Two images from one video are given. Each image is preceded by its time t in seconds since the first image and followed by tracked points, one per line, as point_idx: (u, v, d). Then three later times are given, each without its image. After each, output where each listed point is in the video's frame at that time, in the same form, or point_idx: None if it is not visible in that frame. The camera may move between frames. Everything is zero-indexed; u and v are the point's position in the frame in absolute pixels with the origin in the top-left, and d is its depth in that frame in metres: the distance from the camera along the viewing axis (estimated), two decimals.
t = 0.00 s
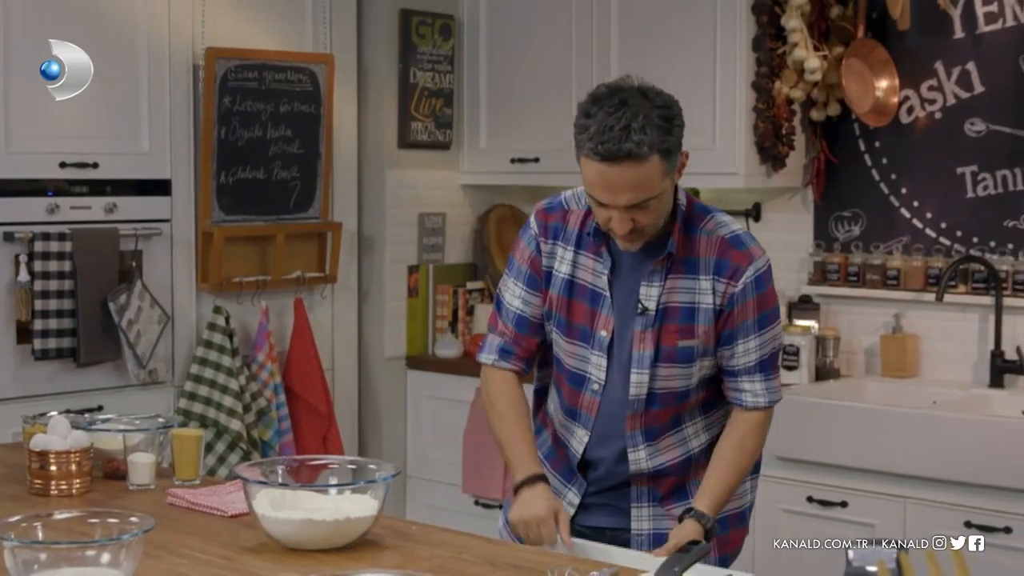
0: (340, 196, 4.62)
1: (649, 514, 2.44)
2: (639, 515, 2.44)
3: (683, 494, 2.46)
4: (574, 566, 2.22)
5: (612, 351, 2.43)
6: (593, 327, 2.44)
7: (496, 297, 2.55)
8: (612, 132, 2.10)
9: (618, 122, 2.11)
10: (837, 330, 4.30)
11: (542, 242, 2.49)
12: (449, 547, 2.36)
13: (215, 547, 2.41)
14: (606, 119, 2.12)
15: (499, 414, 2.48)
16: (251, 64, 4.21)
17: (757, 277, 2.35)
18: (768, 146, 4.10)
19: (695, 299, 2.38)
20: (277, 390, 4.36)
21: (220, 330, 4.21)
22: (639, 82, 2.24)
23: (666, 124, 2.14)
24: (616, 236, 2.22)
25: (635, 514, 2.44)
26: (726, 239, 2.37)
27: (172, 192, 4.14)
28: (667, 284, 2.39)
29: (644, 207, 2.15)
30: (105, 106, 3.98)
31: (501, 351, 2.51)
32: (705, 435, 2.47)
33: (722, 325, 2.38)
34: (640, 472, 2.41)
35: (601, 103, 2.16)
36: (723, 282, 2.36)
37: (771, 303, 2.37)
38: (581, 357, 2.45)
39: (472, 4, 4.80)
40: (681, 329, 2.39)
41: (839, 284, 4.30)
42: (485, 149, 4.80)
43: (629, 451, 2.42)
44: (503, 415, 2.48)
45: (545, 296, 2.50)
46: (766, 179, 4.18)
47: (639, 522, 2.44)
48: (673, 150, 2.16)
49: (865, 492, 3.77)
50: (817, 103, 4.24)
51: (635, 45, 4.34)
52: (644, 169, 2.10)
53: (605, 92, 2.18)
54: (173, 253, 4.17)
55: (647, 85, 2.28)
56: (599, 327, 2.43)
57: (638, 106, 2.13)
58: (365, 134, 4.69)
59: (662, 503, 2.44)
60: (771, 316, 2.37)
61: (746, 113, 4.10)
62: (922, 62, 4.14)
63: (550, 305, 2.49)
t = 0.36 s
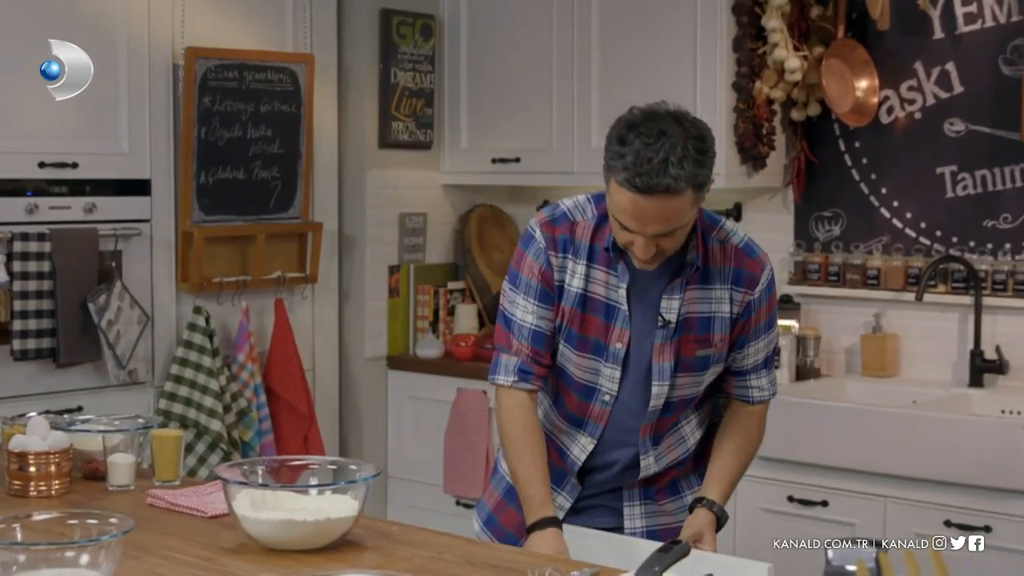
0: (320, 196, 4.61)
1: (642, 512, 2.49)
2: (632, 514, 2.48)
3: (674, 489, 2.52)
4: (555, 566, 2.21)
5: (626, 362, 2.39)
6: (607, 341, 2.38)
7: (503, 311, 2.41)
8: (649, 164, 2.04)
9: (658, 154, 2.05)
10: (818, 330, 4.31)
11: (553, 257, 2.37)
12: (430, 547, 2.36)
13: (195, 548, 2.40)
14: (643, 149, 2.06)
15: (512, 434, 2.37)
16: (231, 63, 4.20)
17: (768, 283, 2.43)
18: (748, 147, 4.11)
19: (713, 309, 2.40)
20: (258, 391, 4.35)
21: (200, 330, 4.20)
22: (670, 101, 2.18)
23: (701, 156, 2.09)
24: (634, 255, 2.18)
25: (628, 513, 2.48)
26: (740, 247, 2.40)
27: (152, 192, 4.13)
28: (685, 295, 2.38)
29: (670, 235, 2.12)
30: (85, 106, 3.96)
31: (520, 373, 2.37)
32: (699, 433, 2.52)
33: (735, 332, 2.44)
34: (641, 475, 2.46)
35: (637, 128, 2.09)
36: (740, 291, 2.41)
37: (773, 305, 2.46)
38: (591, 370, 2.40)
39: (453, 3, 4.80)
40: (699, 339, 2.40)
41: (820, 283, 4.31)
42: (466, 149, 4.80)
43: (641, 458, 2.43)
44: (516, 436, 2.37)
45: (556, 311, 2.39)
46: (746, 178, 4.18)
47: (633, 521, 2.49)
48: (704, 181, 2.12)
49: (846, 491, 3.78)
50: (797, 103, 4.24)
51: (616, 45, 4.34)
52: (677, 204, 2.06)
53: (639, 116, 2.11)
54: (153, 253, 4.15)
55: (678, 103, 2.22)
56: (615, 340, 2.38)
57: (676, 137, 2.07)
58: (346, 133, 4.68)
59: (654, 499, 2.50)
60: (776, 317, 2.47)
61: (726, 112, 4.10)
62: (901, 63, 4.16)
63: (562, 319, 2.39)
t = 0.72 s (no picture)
0: (304, 196, 4.60)
1: (631, 511, 2.50)
2: (622, 513, 2.49)
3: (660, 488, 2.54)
4: (539, 566, 2.20)
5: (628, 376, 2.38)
6: (612, 355, 2.36)
7: (510, 329, 2.33)
8: (672, 193, 2.04)
9: (681, 184, 2.04)
10: (801, 329, 4.32)
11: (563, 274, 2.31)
12: (412, 547, 2.35)
13: (177, 548, 2.39)
14: (666, 177, 2.05)
15: (523, 458, 2.29)
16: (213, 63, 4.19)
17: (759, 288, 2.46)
18: (731, 146, 4.11)
19: (713, 319, 2.41)
20: (240, 391, 4.35)
21: (183, 330, 4.19)
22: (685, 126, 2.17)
23: (721, 184, 2.09)
24: (643, 276, 2.18)
25: (618, 513, 2.49)
26: (737, 255, 2.41)
27: (134, 191, 4.12)
28: (686, 306, 2.37)
29: (683, 261, 2.13)
30: (66, 105, 3.95)
31: (537, 392, 2.29)
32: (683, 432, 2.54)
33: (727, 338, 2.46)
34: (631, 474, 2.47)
35: (658, 153, 2.08)
36: (737, 299, 2.43)
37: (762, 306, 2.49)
38: (594, 385, 2.37)
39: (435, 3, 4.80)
40: (699, 348, 2.41)
41: (802, 283, 4.31)
42: (449, 149, 4.80)
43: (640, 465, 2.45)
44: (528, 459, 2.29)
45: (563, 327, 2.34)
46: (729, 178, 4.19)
47: (622, 519, 2.49)
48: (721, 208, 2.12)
49: (829, 490, 3.78)
50: (780, 102, 4.25)
51: (598, 46, 4.34)
52: (697, 233, 2.06)
53: (660, 141, 2.10)
54: (135, 253, 4.14)
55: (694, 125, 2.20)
56: (619, 354, 2.36)
57: (699, 165, 2.06)
58: (328, 133, 4.68)
59: (640, 498, 2.50)
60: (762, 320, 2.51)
61: (709, 112, 4.10)
62: (883, 63, 4.17)
63: (569, 336, 2.35)
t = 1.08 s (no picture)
0: (289, 195, 4.60)
1: (619, 509, 2.55)
2: (610, 512, 2.53)
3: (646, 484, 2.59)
4: (524, 566, 2.20)
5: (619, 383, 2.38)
6: (606, 365, 2.35)
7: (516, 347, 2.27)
8: (650, 193, 2.04)
9: (660, 184, 2.04)
10: (787, 328, 4.33)
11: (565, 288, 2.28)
12: (398, 547, 2.35)
13: (162, 548, 2.39)
14: (644, 177, 2.05)
15: (540, 479, 2.22)
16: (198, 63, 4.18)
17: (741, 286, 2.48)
18: (716, 146, 4.12)
19: (699, 321, 2.43)
20: (226, 391, 4.34)
21: (169, 330, 4.19)
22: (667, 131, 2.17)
23: (701, 188, 2.09)
24: (622, 281, 2.18)
25: (606, 512, 2.54)
26: (718, 255, 2.43)
27: (119, 191, 4.11)
28: (674, 311, 2.38)
29: (662, 264, 2.12)
30: (50, 105, 3.94)
31: (556, 404, 2.22)
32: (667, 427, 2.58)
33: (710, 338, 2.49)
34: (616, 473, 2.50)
35: (638, 155, 2.08)
36: (722, 298, 2.45)
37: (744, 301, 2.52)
38: (588, 394, 2.37)
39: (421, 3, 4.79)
40: (687, 351, 2.44)
41: (788, 282, 4.32)
42: (435, 149, 4.80)
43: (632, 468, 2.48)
44: (548, 484, 2.22)
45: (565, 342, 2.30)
46: (715, 177, 4.19)
47: (611, 518, 2.54)
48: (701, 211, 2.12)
49: (814, 490, 3.79)
50: (765, 102, 4.26)
51: (583, 45, 4.35)
52: (675, 235, 2.06)
53: (640, 143, 2.10)
54: (120, 253, 4.13)
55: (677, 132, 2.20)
56: (612, 363, 2.35)
57: (678, 168, 2.07)
58: (314, 132, 4.67)
59: (627, 496, 2.56)
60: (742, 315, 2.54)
61: (695, 112, 4.11)
62: (868, 63, 4.19)
63: (569, 350, 2.33)
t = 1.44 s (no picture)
0: (285, 195, 4.59)
1: (602, 513, 2.43)
2: (593, 516, 2.42)
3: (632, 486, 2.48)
4: (519, 565, 2.18)
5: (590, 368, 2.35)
6: (575, 346, 2.33)
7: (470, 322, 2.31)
8: (598, 151, 2.04)
9: (607, 145, 2.04)
10: (783, 328, 4.33)
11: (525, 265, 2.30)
12: (393, 547, 2.35)
13: (157, 548, 2.39)
14: (597, 136, 2.06)
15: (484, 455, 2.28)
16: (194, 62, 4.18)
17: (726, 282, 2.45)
18: (712, 145, 4.12)
19: (677, 313, 2.39)
20: (222, 391, 4.34)
21: (165, 330, 4.18)
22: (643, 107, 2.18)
23: (656, 158, 2.08)
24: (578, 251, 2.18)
25: (589, 515, 2.42)
26: (700, 249, 2.41)
27: (115, 191, 4.11)
28: (651, 300, 2.36)
29: (613, 232, 2.11)
30: (45, 104, 3.94)
31: (487, 382, 2.28)
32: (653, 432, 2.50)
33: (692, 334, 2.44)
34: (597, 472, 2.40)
35: (599, 118, 2.10)
36: (702, 292, 2.42)
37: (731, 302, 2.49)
38: (558, 377, 2.34)
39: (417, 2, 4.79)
40: (664, 343, 2.39)
41: (784, 282, 4.32)
42: (431, 149, 4.80)
43: (606, 464, 2.38)
44: (488, 438, 2.28)
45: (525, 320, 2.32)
46: (711, 177, 4.20)
47: (594, 522, 2.42)
48: (660, 183, 2.10)
49: (810, 489, 3.79)
50: (761, 102, 4.26)
51: (579, 45, 4.35)
52: (622, 197, 2.05)
53: (604, 110, 2.12)
54: (116, 252, 4.13)
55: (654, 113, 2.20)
56: (581, 345, 2.33)
57: (631, 134, 2.07)
58: (310, 132, 4.67)
59: (611, 498, 2.44)
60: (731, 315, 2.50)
61: (691, 112, 4.11)
62: (864, 63, 4.19)
63: (532, 327, 2.32)
